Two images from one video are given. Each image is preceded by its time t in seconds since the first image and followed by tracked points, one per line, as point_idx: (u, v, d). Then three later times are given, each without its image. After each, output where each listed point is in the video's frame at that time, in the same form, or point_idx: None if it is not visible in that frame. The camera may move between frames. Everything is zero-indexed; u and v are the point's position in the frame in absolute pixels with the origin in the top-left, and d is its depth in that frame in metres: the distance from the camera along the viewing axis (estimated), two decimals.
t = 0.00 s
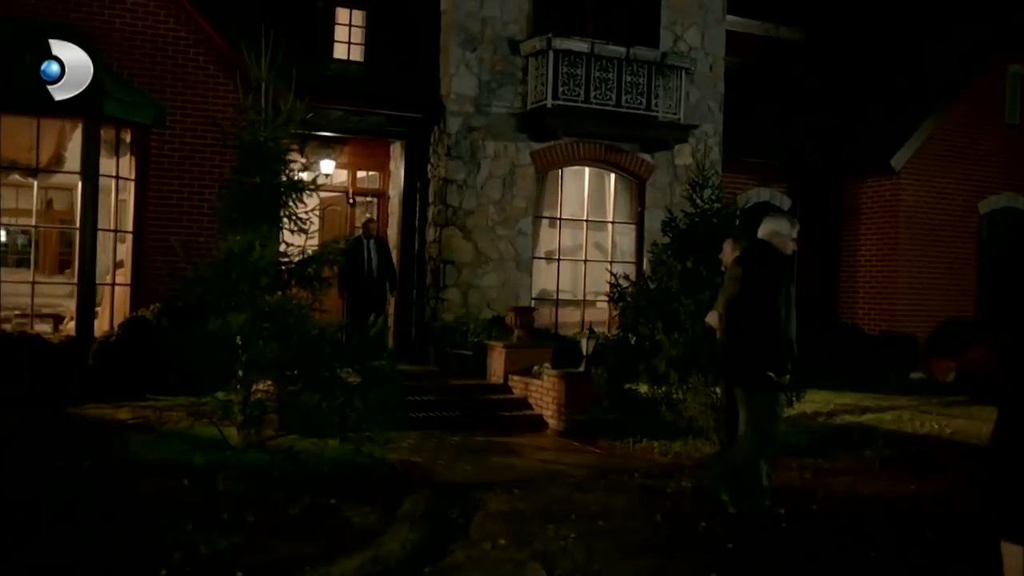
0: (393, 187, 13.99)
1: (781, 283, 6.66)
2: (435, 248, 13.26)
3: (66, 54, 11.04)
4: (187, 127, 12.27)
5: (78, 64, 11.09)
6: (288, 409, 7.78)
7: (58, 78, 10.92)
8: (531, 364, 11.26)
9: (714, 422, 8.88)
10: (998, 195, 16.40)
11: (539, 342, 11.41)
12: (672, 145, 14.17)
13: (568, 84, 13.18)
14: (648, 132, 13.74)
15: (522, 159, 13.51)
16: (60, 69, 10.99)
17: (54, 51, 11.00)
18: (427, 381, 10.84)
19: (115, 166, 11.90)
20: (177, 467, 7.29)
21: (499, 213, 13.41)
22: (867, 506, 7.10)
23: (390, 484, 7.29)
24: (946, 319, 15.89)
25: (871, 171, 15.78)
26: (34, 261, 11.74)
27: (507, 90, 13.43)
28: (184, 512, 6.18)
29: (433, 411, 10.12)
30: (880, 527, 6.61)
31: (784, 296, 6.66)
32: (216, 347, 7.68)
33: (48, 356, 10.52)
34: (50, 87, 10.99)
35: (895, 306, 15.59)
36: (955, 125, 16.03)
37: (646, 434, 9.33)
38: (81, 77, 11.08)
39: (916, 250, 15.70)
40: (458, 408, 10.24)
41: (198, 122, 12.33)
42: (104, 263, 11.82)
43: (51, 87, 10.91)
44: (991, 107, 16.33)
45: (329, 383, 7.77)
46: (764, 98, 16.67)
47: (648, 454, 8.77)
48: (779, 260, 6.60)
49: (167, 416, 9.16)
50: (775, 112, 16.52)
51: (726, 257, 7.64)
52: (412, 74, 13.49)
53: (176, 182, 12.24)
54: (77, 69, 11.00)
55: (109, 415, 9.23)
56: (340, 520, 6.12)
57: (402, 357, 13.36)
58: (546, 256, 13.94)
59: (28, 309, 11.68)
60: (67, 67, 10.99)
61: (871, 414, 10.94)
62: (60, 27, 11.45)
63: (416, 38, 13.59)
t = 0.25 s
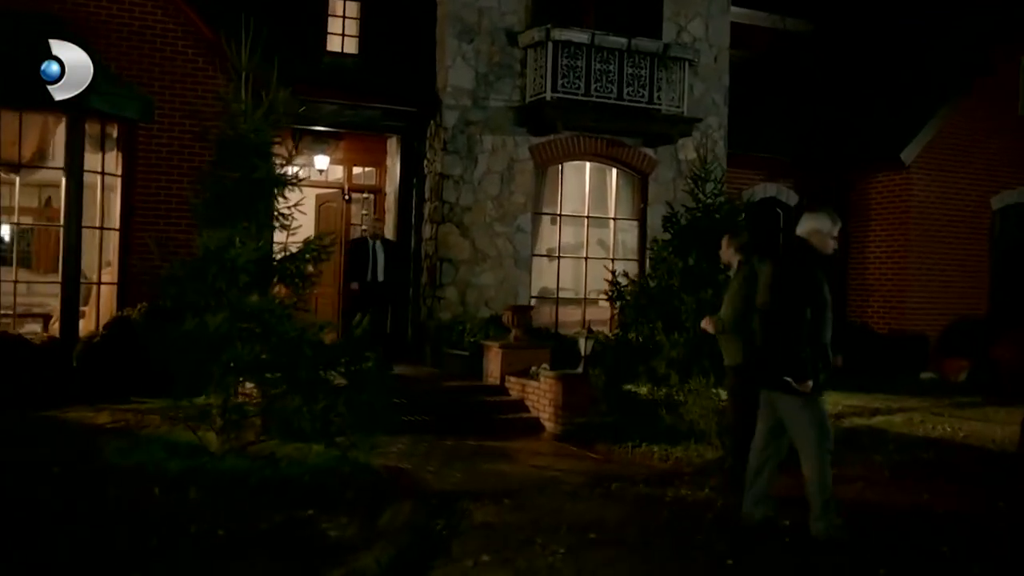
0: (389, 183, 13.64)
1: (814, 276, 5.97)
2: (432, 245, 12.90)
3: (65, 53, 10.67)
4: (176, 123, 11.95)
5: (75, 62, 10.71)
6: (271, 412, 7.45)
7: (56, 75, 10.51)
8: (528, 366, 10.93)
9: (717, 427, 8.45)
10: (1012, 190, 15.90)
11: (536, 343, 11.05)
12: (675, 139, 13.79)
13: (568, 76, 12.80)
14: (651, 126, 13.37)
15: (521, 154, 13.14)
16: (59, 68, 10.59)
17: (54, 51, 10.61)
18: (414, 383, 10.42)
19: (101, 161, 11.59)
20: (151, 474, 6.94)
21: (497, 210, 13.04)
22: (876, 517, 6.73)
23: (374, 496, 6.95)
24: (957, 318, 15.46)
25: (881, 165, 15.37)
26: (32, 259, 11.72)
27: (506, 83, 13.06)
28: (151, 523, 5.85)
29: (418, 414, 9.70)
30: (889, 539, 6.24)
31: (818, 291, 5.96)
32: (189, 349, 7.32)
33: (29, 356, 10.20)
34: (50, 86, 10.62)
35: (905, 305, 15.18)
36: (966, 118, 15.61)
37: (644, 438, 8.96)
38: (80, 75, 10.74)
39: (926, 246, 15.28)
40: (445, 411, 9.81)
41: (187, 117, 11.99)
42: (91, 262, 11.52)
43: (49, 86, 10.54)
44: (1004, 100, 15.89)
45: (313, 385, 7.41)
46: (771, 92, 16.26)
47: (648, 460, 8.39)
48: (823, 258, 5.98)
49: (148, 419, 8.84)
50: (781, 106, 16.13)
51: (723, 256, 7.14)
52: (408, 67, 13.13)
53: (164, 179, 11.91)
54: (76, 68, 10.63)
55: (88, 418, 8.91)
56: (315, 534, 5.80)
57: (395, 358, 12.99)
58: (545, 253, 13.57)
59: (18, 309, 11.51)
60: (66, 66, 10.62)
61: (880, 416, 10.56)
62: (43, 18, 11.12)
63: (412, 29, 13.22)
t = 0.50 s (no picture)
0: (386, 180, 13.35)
1: (860, 278, 5.66)
2: (429, 243, 12.61)
3: (64, 53, 10.24)
4: (166, 118, 11.69)
5: (74, 63, 10.31)
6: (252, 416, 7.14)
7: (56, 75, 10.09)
8: (525, 367, 10.64)
9: (718, 431, 8.13)
10: None
11: (535, 343, 10.75)
12: (678, 135, 13.48)
13: (568, 70, 12.50)
14: (653, 121, 13.06)
15: (520, 150, 12.84)
16: (60, 68, 10.18)
17: (53, 51, 10.19)
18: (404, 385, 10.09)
19: (89, 157, 11.26)
20: (128, 480, 6.66)
21: (496, 207, 12.74)
22: (884, 528, 6.42)
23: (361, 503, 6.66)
24: (967, 318, 15.12)
25: (889, 162, 15.04)
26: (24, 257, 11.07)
27: (504, 77, 12.76)
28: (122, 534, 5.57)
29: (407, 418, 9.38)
30: (899, 552, 5.93)
31: (863, 293, 5.65)
32: (167, 350, 7.04)
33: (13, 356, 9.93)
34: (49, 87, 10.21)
35: (914, 304, 14.84)
36: (976, 114, 15.25)
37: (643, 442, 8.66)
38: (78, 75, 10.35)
39: (936, 245, 14.93)
40: (436, 413, 9.51)
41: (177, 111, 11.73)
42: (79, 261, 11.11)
43: (49, 86, 10.14)
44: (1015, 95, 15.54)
45: (298, 387, 7.12)
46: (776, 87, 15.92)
47: (647, 465, 8.08)
48: (849, 254, 5.71)
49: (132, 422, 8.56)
50: (787, 101, 15.80)
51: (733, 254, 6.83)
52: (405, 61, 12.84)
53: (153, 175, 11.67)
54: (76, 67, 10.21)
55: (70, 421, 8.63)
56: (294, 546, 5.51)
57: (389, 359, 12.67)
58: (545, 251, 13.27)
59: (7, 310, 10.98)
60: (66, 66, 10.19)
61: (889, 420, 10.24)
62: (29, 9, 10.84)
63: (408, 22, 12.92)
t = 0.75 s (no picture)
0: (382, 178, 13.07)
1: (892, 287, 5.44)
2: (425, 242, 12.32)
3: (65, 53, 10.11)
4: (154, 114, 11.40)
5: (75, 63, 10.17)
6: (232, 422, 6.85)
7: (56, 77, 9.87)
8: (522, 371, 10.32)
9: (719, 437, 7.84)
10: None
11: (532, 345, 10.46)
12: (681, 132, 13.17)
13: (568, 65, 12.19)
14: (655, 118, 12.75)
15: (518, 147, 12.54)
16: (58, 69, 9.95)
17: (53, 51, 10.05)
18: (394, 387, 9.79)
19: (76, 154, 10.99)
20: (103, 490, 6.38)
21: (494, 205, 12.45)
22: (892, 542, 6.13)
23: (345, 515, 6.37)
24: (976, 320, 14.80)
25: (897, 160, 14.71)
26: (19, 259, 10.62)
27: (503, 72, 12.46)
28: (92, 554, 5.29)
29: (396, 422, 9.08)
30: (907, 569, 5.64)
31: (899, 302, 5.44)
32: (144, 352, 6.77)
33: None
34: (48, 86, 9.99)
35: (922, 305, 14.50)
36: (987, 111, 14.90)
37: (641, 448, 8.36)
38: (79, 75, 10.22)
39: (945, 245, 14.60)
40: (426, 417, 9.22)
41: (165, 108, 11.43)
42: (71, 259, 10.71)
43: (49, 86, 9.93)
44: None
45: (279, 392, 6.84)
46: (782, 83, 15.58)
47: (645, 473, 7.78)
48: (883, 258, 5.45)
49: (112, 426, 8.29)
50: (793, 98, 15.47)
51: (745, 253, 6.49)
52: (400, 56, 12.54)
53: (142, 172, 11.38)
54: (76, 68, 10.08)
55: (49, 425, 8.37)
56: (269, 564, 5.23)
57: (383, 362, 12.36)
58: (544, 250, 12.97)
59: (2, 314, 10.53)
60: (66, 66, 10.05)
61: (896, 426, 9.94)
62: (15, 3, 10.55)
63: (405, 16, 12.61)
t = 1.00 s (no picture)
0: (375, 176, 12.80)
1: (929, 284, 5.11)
2: (419, 241, 12.04)
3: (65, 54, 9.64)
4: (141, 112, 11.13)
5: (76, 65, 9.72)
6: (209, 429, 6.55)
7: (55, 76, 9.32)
8: (517, 372, 10.04)
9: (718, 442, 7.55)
10: None
11: (528, 346, 10.17)
12: (682, 126, 12.84)
13: (564, 59, 11.90)
14: (655, 113, 12.43)
15: (514, 143, 12.24)
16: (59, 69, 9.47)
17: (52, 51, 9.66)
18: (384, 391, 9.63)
19: (60, 153, 10.74)
20: (73, 503, 6.11)
21: (489, 203, 12.16)
22: (898, 552, 5.84)
23: (327, 529, 6.09)
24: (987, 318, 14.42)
25: (903, 155, 14.38)
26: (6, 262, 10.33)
27: (498, 67, 12.17)
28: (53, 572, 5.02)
29: (384, 427, 8.87)
30: None
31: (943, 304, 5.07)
32: (116, 357, 6.47)
33: None
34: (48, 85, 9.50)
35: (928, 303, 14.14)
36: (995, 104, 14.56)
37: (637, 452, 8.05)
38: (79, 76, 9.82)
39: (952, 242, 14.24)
40: (417, 422, 9.00)
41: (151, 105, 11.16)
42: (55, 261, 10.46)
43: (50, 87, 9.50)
44: None
45: (259, 398, 6.57)
46: (784, 76, 15.24)
47: (642, 480, 7.49)
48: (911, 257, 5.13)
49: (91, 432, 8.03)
50: (796, 92, 15.15)
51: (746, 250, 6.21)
52: (393, 51, 12.25)
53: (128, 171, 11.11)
54: (76, 67, 9.72)
55: (28, 432, 8.11)
56: None
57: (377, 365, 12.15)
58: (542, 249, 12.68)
59: None
60: (66, 66, 9.70)
61: (902, 427, 9.64)
62: None
63: (397, 9, 12.30)
